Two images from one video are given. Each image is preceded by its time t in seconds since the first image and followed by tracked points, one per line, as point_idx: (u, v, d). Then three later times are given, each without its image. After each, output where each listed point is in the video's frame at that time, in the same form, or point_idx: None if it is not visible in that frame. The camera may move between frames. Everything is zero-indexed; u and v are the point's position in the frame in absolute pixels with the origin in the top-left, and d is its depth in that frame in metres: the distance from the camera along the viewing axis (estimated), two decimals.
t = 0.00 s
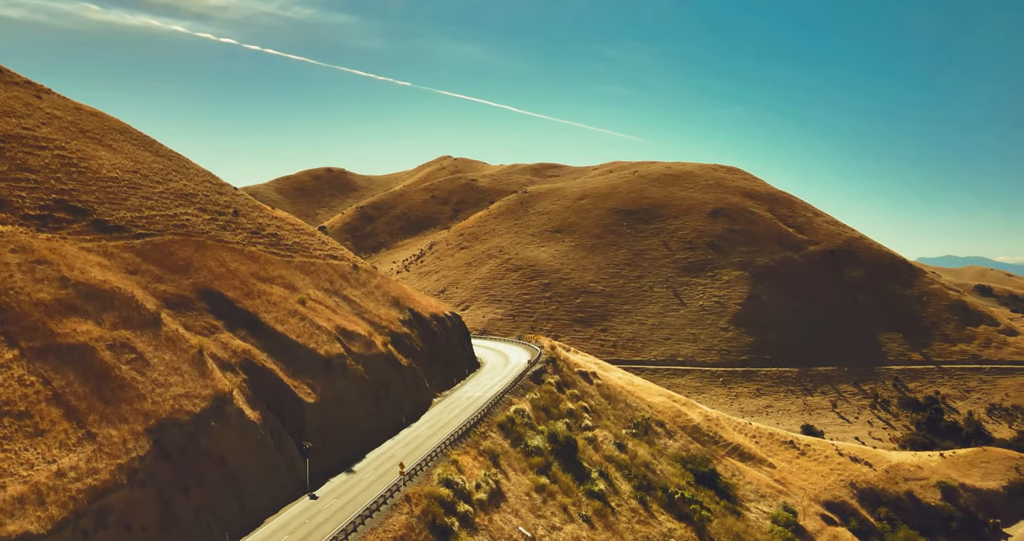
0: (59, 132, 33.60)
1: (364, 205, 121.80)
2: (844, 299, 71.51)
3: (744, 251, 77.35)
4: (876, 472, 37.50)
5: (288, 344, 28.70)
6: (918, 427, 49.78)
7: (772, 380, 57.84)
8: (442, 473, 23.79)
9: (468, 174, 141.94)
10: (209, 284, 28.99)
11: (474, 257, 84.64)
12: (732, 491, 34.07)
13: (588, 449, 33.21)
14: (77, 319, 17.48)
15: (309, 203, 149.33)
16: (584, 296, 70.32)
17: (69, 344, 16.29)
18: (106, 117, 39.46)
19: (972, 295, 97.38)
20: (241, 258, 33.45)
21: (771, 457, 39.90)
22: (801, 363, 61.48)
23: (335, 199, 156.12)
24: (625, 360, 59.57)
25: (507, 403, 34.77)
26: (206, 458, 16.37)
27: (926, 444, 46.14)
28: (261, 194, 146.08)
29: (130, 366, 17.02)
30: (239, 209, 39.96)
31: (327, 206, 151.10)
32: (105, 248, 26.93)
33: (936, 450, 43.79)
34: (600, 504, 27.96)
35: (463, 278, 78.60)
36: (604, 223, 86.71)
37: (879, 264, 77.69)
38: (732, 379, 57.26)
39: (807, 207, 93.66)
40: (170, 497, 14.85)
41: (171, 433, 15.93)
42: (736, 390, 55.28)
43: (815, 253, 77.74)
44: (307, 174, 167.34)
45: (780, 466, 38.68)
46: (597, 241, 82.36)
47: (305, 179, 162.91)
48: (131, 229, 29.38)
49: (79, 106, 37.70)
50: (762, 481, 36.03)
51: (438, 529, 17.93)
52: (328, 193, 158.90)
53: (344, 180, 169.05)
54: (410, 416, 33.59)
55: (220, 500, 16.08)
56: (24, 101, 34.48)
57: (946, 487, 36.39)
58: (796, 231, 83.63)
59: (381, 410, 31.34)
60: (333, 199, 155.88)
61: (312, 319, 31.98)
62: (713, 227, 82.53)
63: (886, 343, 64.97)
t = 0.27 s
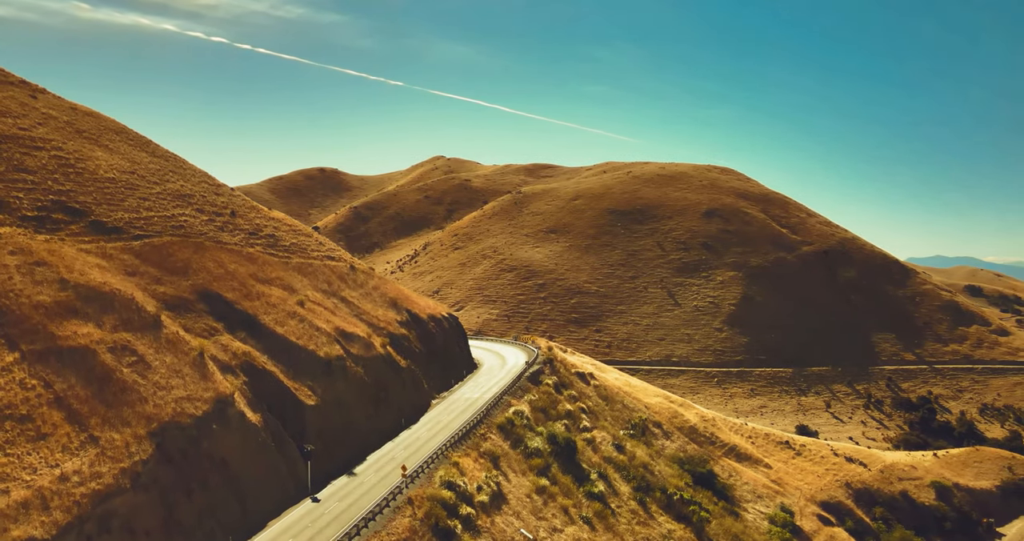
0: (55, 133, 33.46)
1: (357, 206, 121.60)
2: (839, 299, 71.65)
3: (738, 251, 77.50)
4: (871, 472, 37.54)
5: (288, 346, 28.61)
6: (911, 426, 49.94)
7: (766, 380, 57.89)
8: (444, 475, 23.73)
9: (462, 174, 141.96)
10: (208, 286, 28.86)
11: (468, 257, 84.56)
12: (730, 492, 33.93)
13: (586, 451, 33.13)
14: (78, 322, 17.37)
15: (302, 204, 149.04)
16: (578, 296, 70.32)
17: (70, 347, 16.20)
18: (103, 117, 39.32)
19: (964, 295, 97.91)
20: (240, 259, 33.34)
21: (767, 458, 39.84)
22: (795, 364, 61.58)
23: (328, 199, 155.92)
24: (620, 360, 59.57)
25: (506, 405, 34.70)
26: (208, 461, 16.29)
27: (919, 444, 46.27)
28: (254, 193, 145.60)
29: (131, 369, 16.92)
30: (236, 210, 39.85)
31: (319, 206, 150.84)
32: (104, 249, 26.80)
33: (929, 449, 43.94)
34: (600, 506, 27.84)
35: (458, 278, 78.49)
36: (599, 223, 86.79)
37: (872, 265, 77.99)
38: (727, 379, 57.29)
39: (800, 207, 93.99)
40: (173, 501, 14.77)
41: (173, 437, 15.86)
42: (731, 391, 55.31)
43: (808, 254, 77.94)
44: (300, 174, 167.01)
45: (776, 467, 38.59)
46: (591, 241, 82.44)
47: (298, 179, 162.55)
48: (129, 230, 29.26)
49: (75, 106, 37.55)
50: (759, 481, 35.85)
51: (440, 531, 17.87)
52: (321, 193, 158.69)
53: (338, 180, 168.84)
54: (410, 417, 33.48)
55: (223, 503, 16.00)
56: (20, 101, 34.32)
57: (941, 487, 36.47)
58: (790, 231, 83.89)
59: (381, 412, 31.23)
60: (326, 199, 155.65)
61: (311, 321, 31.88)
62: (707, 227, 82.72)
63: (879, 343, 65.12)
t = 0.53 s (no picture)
0: (50, 133, 33.26)
1: (348, 206, 121.29)
2: (831, 300, 71.95)
3: (730, 252, 77.74)
4: (864, 472, 37.64)
5: (286, 348, 28.49)
6: (903, 426, 50.19)
7: (759, 381, 58.04)
8: (444, 478, 23.67)
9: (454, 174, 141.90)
10: (205, 287, 28.71)
11: (461, 258, 84.48)
12: (726, 493, 33.84)
13: (583, 452, 33.06)
14: (76, 325, 17.24)
15: (293, 204, 148.58)
16: (571, 297, 70.35)
17: (68, 350, 16.08)
18: (97, 117, 39.11)
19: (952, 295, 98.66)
20: (236, 261, 33.20)
21: (762, 458, 39.88)
22: (788, 364, 61.78)
23: (319, 199, 155.55)
24: (613, 361, 59.61)
25: (504, 406, 34.66)
26: (209, 465, 16.23)
27: (911, 444, 46.48)
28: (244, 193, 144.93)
29: (131, 372, 16.82)
30: (232, 211, 39.69)
31: (310, 206, 150.42)
32: (100, 251, 26.64)
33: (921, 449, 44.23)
34: (598, 507, 27.76)
35: (451, 279, 78.36)
36: (591, 223, 86.93)
37: (863, 265, 78.46)
38: (720, 379, 57.40)
39: (792, 208, 94.46)
40: (174, 506, 14.69)
41: (174, 441, 15.80)
42: (724, 391, 55.42)
43: (800, 254, 78.31)
44: (291, 174, 166.51)
45: (771, 467, 38.61)
46: (584, 242, 82.55)
47: (289, 179, 161.98)
48: (126, 232, 29.10)
49: (69, 106, 37.31)
50: (754, 482, 35.85)
51: (442, 534, 17.82)
52: (312, 193, 158.31)
53: (329, 180, 168.48)
54: (408, 419, 33.37)
55: (223, 507, 15.93)
56: (13, 101, 34.08)
57: (933, 487, 36.56)
58: (781, 232, 84.30)
59: (379, 414, 31.12)
60: (317, 199, 155.24)
61: (309, 323, 31.77)
62: (700, 228, 83.01)
63: (871, 344, 65.41)
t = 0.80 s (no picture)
0: (42, 133, 32.99)
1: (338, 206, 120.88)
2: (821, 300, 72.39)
3: (721, 252, 78.11)
4: (855, 472, 37.84)
5: (283, 350, 28.37)
6: (892, 426, 50.56)
7: (750, 381, 58.29)
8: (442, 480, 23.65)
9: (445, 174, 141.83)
10: (200, 289, 28.54)
11: (452, 258, 84.38)
12: (720, 494, 33.89)
13: (579, 453, 33.05)
14: (72, 328, 17.10)
15: (282, 204, 147.92)
16: (563, 297, 70.42)
17: (65, 353, 15.96)
18: (88, 118, 38.83)
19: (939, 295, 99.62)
20: (231, 262, 33.04)
21: (754, 458, 40.03)
22: (778, 364, 62.09)
23: (309, 199, 155.03)
24: (605, 361, 59.69)
25: (500, 408, 34.61)
26: (208, 468, 16.15)
27: (900, 443, 46.82)
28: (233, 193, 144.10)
29: (128, 376, 16.72)
30: (226, 212, 39.51)
31: (300, 206, 149.87)
32: (95, 253, 26.44)
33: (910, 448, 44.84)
34: (595, 509, 27.74)
35: (442, 279, 78.21)
36: (582, 224, 87.15)
37: (852, 265, 79.11)
38: (711, 380, 57.57)
39: (782, 208, 95.11)
40: (173, 510, 14.62)
41: (172, 445, 15.72)
42: (715, 391, 55.61)
43: (790, 255, 78.81)
44: (281, 174, 165.76)
45: (763, 467, 38.74)
46: (575, 242, 82.72)
47: (278, 179, 161.23)
48: (120, 233, 28.91)
49: (60, 106, 37.01)
50: (747, 482, 35.94)
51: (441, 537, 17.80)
52: (302, 193, 157.77)
53: (319, 180, 167.95)
54: (404, 421, 33.29)
55: (222, 511, 15.86)
56: (4, 101, 33.78)
57: (923, 486, 36.80)
58: (771, 232, 84.86)
59: (375, 416, 31.02)
60: (307, 199, 154.67)
61: (304, 325, 31.65)
62: (690, 228, 83.39)
63: (860, 344, 65.87)
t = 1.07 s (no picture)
0: (31, 133, 32.64)
1: (326, 206, 120.35)
2: (809, 301, 72.96)
3: (709, 253, 78.55)
4: (844, 471, 38.15)
5: (277, 353, 28.22)
6: (880, 426, 51.03)
7: (740, 381, 58.60)
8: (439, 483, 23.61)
9: (434, 174, 141.73)
10: (193, 291, 28.34)
11: (441, 258, 84.25)
12: (712, 494, 34.00)
13: (573, 454, 33.09)
14: (65, 331, 16.93)
15: (270, 204, 147.03)
16: (553, 298, 70.50)
17: (59, 357, 15.81)
18: (77, 117, 38.46)
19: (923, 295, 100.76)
20: (224, 264, 32.82)
21: (745, 458, 40.24)
22: (767, 364, 62.46)
23: (296, 199, 154.32)
24: (595, 362, 59.80)
25: (494, 410, 34.61)
26: (205, 473, 16.04)
27: (888, 442, 47.26)
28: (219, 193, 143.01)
29: (123, 379, 16.57)
30: (217, 213, 39.25)
31: (287, 206, 149.18)
32: (86, 255, 26.20)
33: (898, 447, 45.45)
34: (590, 510, 27.76)
35: (431, 279, 78.04)
36: (572, 224, 87.36)
37: (838, 266, 79.86)
38: (700, 380, 57.80)
39: (770, 209, 95.89)
40: (170, 516, 14.52)
41: (169, 449, 15.61)
42: (704, 392, 55.85)
43: (778, 255, 79.43)
44: (268, 173, 164.83)
45: (755, 467, 38.92)
46: (565, 243, 82.90)
47: (266, 179, 160.27)
48: (111, 235, 28.64)
49: (48, 105, 36.61)
50: (738, 482, 36.11)
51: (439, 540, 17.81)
52: (289, 193, 157.02)
53: (307, 181, 167.22)
54: (398, 423, 33.19)
55: (219, 516, 15.76)
56: None
57: (911, 486, 37.15)
58: (759, 233, 85.49)
59: (370, 418, 30.90)
60: (294, 199, 153.93)
61: (298, 327, 31.50)
62: (679, 229, 83.82)
63: (848, 344, 66.43)
